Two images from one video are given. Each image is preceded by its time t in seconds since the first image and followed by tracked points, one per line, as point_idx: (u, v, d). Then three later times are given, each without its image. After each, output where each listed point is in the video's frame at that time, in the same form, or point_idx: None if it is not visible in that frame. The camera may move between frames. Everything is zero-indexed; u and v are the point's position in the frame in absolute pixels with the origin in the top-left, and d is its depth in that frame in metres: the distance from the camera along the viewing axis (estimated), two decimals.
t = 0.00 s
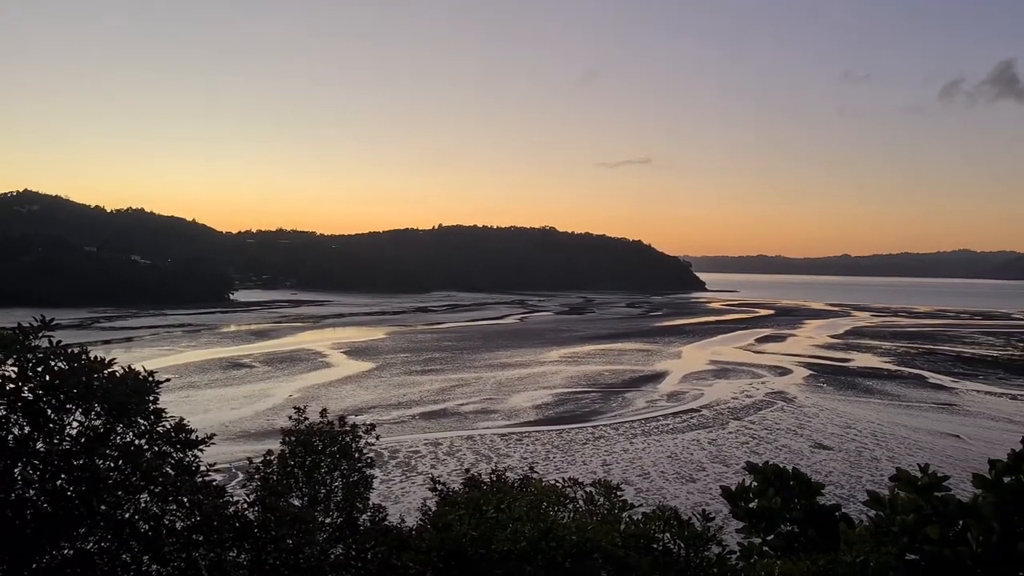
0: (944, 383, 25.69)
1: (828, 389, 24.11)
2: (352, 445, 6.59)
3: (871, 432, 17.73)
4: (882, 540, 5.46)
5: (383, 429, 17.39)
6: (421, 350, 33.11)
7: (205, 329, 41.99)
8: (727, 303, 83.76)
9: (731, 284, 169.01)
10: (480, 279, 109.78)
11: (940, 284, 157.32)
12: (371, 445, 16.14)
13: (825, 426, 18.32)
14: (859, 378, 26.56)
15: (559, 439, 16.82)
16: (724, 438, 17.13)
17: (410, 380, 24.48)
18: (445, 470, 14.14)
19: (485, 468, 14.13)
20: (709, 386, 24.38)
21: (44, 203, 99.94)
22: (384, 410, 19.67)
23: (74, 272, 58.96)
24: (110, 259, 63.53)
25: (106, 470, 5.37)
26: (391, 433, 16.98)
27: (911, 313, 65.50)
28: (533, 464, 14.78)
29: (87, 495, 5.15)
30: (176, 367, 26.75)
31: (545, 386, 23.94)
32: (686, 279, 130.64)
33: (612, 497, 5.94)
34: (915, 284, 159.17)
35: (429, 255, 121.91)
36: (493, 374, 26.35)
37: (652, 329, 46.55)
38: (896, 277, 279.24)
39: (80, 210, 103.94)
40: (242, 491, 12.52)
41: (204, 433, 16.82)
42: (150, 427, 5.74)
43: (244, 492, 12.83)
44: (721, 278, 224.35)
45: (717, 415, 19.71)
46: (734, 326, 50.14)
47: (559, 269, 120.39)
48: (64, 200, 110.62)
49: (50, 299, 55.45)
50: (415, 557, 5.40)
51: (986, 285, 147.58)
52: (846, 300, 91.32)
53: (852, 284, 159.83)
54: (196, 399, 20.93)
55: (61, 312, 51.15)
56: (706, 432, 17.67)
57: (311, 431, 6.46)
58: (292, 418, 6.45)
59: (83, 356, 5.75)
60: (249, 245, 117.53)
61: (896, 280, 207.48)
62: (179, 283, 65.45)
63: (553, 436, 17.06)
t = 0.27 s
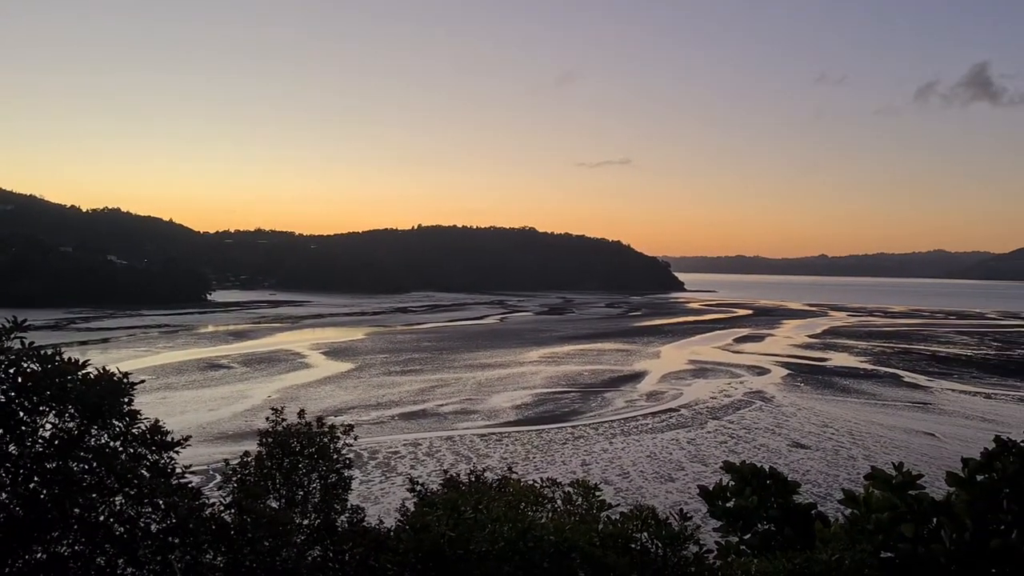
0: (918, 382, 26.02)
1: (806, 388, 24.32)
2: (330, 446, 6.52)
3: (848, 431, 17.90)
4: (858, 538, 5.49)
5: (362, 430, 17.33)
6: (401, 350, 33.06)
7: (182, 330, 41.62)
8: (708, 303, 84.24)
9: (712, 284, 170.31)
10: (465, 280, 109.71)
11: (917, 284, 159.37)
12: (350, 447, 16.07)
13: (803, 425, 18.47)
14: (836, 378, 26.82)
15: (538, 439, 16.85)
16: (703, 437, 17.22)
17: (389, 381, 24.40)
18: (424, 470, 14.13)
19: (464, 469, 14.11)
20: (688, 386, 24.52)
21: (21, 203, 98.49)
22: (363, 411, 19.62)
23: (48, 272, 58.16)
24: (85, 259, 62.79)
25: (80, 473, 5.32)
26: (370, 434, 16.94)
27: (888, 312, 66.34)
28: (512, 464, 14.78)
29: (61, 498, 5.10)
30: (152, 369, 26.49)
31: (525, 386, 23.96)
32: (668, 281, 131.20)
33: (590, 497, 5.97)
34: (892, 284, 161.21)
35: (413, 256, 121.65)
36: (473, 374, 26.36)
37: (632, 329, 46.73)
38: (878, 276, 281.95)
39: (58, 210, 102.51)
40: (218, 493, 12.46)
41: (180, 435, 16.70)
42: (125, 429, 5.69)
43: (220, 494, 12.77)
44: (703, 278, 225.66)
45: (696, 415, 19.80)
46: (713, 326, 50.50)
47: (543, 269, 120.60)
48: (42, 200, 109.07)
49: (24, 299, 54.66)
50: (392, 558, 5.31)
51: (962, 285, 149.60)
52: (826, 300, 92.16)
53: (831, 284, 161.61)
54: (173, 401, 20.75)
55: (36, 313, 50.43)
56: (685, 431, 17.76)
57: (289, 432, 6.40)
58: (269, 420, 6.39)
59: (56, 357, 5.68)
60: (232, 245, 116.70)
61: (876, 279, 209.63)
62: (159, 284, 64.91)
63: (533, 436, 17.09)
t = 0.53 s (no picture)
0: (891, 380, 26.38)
1: (780, 387, 24.55)
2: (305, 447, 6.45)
3: (822, 429, 18.09)
4: (831, 536, 5.51)
5: (339, 431, 17.26)
6: (378, 351, 32.94)
7: (155, 331, 41.13)
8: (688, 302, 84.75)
9: (692, 284, 171.68)
10: (448, 279, 109.58)
11: (892, 284, 161.66)
12: (326, 448, 16.00)
13: (778, 424, 18.62)
14: (810, 376, 27.09)
15: (515, 439, 16.86)
16: (680, 436, 17.32)
17: (366, 382, 24.31)
18: (401, 471, 14.09)
19: (441, 470, 14.09)
20: (665, 385, 24.65)
21: None
22: (340, 412, 19.54)
23: (19, 271, 57.24)
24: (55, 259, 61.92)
25: (50, 477, 5.27)
26: (346, 435, 16.87)
27: (861, 312, 67.24)
28: (489, 464, 14.79)
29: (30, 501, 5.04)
30: (124, 371, 26.15)
31: (502, 386, 23.98)
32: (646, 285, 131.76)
33: (565, 498, 5.98)
34: (868, 284, 163.43)
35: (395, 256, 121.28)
36: (451, 374, 26.31)
37: (609, 329, 46.88)
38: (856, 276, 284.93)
39: (33, 209, 100.84)
40: (191, 495, 12.34)
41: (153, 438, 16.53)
42: (96, 431, 5.64)
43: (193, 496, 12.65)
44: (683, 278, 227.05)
45: (672, 414, 19.91)
46: (689, 326, 50.86)
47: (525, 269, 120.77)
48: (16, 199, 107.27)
49: None
50: (366, 560, 5.24)
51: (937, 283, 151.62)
52: (803, 300, 93.05)
53: (808, 284, 163.49)
54: (147, 403, 20.54)
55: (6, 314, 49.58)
56: (661, 431, 17.85)
57: (263, 433, 6.32)
58: (243, 421, 6.31)
59: (24, 359, 5.61)
60: (212, 245, 115.66)
61: (853, 279, 212.05)
62: (133, 285, 64.23)
63: (510, 436, 17.10)
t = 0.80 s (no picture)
0: (864, 378, 26.69)
1: (756, 386, 24.75)
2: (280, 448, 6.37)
3: (796, 427, 18.26)
4: (804, 533, 5.52)
5: (315, 432, 17.19)
6: (355, 351, 32.82)
7: (129, 331, 40.68)
8: (667, 301, 85.19)
9: (672, 283, 172.78)
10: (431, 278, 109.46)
11: (869, 283, 163.72)
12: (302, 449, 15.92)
13: (753, 423, 18.75)
14: (785, 375, 27.35)
15: (492, 439, 16.88)
16: (656, 435, 17.41)
17: (343, 382, 24.22)
18: (377, 472, 14.05)
19: (417, 470, 14.07)
20: (642, 384, 24.77)
21: None
22: (316, 412, 19.45)
23: None
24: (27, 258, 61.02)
25: (19, 479, 5.19)
26: (322, 436, 16.79)
27: (836, 311, 68.00)
28: (466, 464, 14.78)
29: None
30: (96, 372, 25.84)
31: (479, 386, 23.99)
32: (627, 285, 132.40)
33: (541, 497, 5.97)
34: (845, 283, 165.45)
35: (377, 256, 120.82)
36: (428, 374, 26.27)
37: (586, 329, 46.99)
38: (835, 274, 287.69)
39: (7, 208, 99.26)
40: (163, 497, 12.25)
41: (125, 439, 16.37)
42: (67, 433, 5.57)
43: (166, 498, 12.56)
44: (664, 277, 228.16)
45: (649, 413, 20.02)
46: (666, 326, 51.16)
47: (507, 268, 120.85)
48: None
49: None
50: (342, 560, 5.18)
51: (911, 283, 153.69)
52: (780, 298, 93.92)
53: (787, 283, 165.18)
54: (120, 404, 20.35)
55: None
56: (638, 429, 17.94)
57: (238, 434, 6.25)
58: (217, 422, 6.23)
59: None
60: (191, 244, 114.55)
61: (831, 279, 214.23)
62: (106, 284, 63.49)
63: (487, 436, 17.10)
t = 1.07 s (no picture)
0: (846, 377, 26.90)
1: (739, 385, 24.87)
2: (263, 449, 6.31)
3: (779, 426, 18.37)
4: (786, 530, 5.52)
5: (299, 432, 17.14)
6: (340, 351, 32.73)
7: (110, 332, 40.37)
8: (652, 301, 85.49)
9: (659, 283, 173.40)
10: (419, 279, 109.34)
11: (853, 283, 164.99)
12: (286, 449, 15.86)
13: (736, 422, 18.83)
14: (768, 374, 27.51)
15: (477, 439, 16.87)
16: (640, 434, 17.46)
17: (327, 382, 24.16)
18: (362, 472, 14.02)
19: (401, 470, 14.05)
20: (626, 384, 24.83)
21: None
22: (300, 413, 19.39)
23: None
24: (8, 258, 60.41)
25: None
26: (306, 436, 16.73)
27: (820, 310, 68.45)
28: (451, 465, 14.77)
29: None
30: (78, 373, 25.67)
31: (463, 386, 23.98)
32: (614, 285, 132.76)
33: (526, 497, 5.96)
34: (830, 283, 166.61)
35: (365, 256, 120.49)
36: (412, 374, 26.24)
37: (569, 329, 47.06)
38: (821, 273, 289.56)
39: None
40: (145, 499, 12.17)
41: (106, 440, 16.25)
42: (47, 434, 5.50)
43: (148, 500, 12.51)
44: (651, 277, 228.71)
45: (633, 412, 20.08)
46: (650, 326, 51.40)
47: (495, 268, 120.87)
48: None
49: None
50: (325, 562, 5.13)
51: (893, 282, 155.15)
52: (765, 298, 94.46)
53: (772, 283, 166.14)
54: (102, 405, 20.22)
55: None
56: (622, 429, 17.99)
57: (221, 435, 6.19)
58: (200, 423, 6.16)
59: None
60: (177, 244, 113.73)
61: (817, 279, 215.58)
62: (88, 285, 62.98)
63: (472, 436, 17.09)
